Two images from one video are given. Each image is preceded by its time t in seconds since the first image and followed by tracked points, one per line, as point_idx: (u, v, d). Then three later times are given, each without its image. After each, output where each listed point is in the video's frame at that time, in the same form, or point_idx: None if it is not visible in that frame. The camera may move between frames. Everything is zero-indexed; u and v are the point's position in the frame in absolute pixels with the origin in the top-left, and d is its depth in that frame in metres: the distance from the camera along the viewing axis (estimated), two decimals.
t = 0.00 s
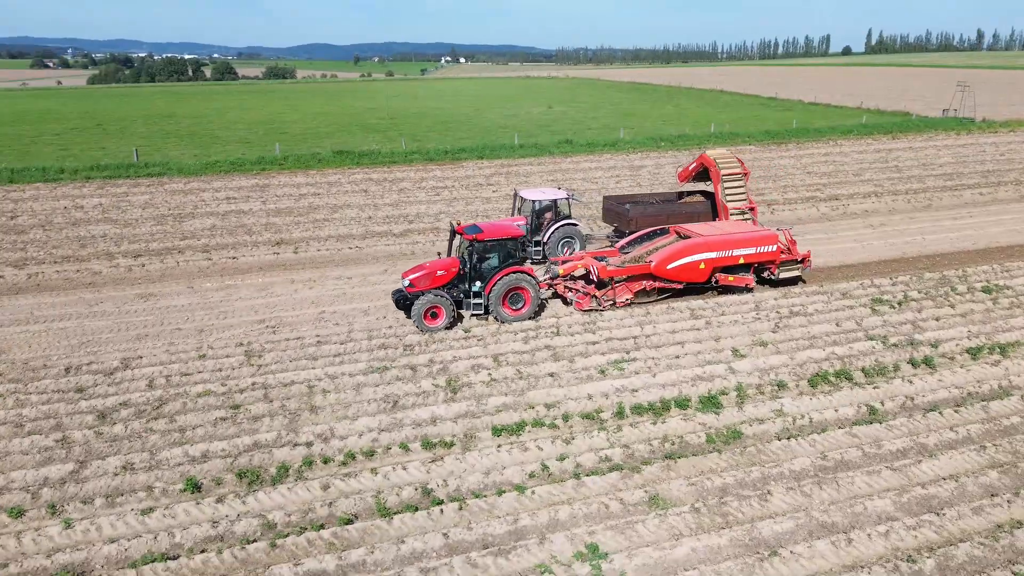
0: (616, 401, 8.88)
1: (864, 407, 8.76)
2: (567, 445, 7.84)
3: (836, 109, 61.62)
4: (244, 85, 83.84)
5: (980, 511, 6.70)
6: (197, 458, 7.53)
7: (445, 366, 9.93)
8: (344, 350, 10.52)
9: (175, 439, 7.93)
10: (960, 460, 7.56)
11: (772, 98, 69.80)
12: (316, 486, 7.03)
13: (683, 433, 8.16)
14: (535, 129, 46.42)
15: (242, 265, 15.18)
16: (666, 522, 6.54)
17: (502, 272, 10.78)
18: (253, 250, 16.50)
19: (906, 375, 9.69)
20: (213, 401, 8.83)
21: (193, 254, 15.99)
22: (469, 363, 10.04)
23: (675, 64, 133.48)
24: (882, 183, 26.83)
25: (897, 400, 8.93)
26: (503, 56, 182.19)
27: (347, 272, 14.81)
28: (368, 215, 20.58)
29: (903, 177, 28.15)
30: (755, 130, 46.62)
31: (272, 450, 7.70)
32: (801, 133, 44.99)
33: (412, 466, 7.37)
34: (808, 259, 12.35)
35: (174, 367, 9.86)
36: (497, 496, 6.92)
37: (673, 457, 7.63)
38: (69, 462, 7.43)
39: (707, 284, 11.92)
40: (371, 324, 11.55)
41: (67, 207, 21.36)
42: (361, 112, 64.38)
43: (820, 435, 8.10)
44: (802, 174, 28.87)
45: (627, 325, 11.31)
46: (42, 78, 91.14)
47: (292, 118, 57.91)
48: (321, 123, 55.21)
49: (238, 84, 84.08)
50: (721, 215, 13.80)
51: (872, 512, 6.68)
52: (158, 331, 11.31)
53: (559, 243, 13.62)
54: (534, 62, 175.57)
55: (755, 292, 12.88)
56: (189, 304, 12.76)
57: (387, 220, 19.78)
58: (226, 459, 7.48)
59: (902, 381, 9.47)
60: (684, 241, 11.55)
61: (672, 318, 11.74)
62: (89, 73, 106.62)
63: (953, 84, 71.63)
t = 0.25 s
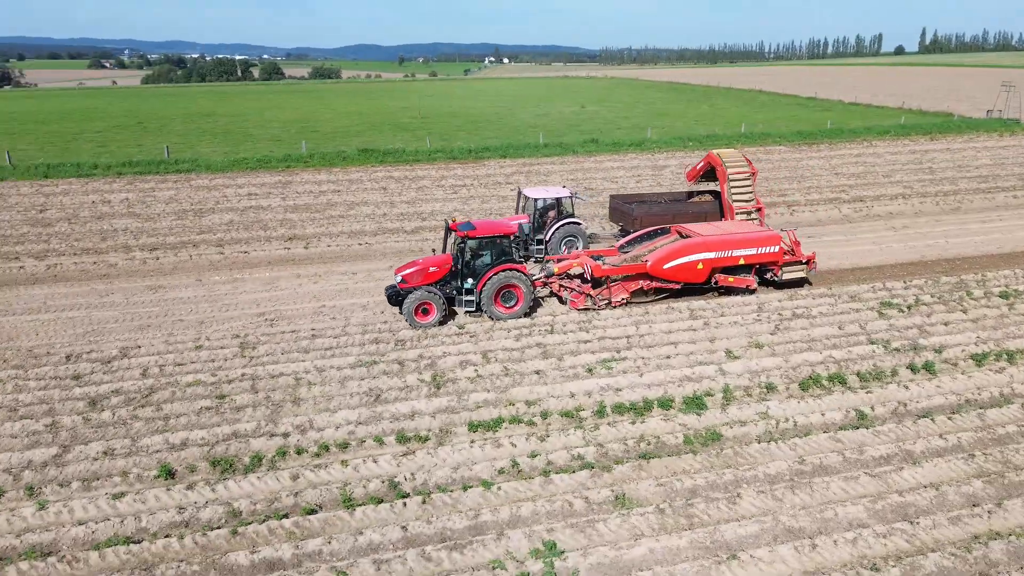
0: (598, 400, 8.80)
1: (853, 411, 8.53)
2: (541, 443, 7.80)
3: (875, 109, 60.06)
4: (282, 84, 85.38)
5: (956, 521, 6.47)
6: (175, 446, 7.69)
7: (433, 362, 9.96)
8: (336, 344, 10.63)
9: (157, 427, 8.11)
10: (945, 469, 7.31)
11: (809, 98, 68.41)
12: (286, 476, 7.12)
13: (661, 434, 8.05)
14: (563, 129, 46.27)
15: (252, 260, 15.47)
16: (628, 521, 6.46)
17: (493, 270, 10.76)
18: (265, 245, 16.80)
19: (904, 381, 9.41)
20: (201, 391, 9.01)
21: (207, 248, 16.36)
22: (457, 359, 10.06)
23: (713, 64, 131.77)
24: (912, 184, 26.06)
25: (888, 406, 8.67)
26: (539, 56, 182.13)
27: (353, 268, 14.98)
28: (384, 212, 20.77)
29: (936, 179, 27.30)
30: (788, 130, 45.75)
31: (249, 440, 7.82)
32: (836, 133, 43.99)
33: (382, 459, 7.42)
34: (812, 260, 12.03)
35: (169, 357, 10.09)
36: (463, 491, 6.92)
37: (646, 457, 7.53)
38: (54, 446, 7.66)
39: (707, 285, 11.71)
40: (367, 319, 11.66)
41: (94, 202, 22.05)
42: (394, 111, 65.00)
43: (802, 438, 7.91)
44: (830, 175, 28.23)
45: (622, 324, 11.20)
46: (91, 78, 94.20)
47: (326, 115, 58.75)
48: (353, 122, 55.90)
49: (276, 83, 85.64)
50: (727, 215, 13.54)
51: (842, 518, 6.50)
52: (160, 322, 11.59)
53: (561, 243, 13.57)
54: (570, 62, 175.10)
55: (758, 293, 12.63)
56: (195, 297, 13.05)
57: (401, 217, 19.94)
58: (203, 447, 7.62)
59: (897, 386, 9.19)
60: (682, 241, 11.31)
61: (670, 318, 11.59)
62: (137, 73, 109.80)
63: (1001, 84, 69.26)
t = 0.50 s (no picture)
0: (579, 399, 8.74)
1: (840, 416, 8.31)
2: (515, 439, 7.77)
3: (916, 109, 58.39)
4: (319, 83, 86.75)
5: (930, 530, 6.26)
6: (157, 434, 7.87)
7: (422, 357, 10.01)
8: (330, 338, 10.76)
9: (143, 414, 8.32)
10: (927, 476, 7.08)
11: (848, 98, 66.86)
12: (258, 465, 7.23)
13: (638, 433, 7.95)
14: (591, 128, 46.03)
15: (262, 254, 15.76)
16: (589, 520, 6.40)
17: (486, 268, 10.75)
18: (278, 240, 17.10)
19: (899, 386, 9.13)
20: (191, 381, 9.20)
21: (221, 243, 16.72)
22: (446, 354, 10.09)
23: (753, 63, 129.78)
24: (943, 186, 25.28)
25: (878, 411, 8.43)
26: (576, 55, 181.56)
27: (360, 263, 15.14)
28: (400, 209, 20.96)
29: (970, 181, 26.42)
30: (823, 130, 44.79)
31: (228, 429, 7.96)
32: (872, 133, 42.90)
33: (354, 452, 7.48)
34: (816, 263, 11.75)
35: (167, 347, 10.33)
36: (428, 485, 6.94)
37: (619, 457, 7.46)
38: (43, 431, 7.91)
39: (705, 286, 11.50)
40: (364, 314, 11.77)
41: (122, 198, 22.73)
42: (425, 110, 65.47)
43: (782, 442, 7.75)
44: (859, 176, 27.53)
45: (616, 323, 11.10)
46: (138, 78, 96.99)
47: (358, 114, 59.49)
48: (384, 120, 56.48)
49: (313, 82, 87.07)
50: (733, 215, 13.27)
51: (809, 524, 6.34)
52: (164, 313, 11.88)
53: (564, 241, 13.49)
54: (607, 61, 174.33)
55: (762, 295, 12.39)
56: (202, 289, 13.35)
57: (415, 214, 20.09)
58: (183, 436, 7.78)
59: (891, 391, 8.93)
60: (680, 241, 11.12)
61: (667, 318, 11.45)
62: (181, 73, 112.62)
63: None
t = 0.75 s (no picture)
0: (561, 397, 8.68)
1: (825, 420, 8.10)
2: (489, 435, 7.76)
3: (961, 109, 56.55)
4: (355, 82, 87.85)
5: (900, 539, 6.06)
6: (140, 421, 8.05)
7: (410, 352, 10.07)
8: (324, 331, 10.88)
9: (132, 402, 8.53)
10: (906, 484, 6.86)
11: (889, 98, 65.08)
12: (232, 454, 7.36)
13: (614, 433, 7.87)
14: (620, 128, 45.69)
15: (274, 249, 16.04)
16: (549, 517, 6.36)
17: (479, 265, 10.71)
18: (292, 235, 17.38)
19: (893, 391, 8.86)
20: (182, 371, 9.40)
21: (236, 237, 17.07)
22: (435, 350, 10.12)
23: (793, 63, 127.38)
24: (977, 189, 24.43)
25: (866, 416, 8.20)
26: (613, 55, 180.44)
27: (367, 259, 15.29)
28: (416, 207, 21.12)
29: (1006, 184, 25.47)
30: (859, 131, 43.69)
31: (210, 418, 8.11)
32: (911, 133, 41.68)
33: (327, 444, 7.56)
34: (819, 264, 11.46)
35: (166, 338, 10.59)
36: (395, 478, 6.97)
37: (590, 455, 7.39)
38: (33, 416, 8.16)
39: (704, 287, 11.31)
40: (362, 309, 11.88)
41: (150, 193, 23.39)
42: (457, 108, 65.76)
43: (761, 445, 7.59)
44: (889, 177, 26.79)
45: (610, 322, 10.99)
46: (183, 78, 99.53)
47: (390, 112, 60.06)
48: (416, 120, 56.92)
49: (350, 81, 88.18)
50: (738, 215, 12.99)
51: (775, 528, 6.21)
52: (169, 305, 12.18)
53: (566, 240, 13.40)
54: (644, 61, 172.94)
55: (764, 296, 12.15)
56: (209, 282, 13.64)
57: (430, 212, 20.21)
58: (165, 424, 7.95)
59: (884, 396, 8.67)
60: (676, 240, 10.92)
61: (663, 318, 11.31)
62: (225, 72, 115.41)
63: None
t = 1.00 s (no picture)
0: (542, 395, 8.64)
1: (808, 424, 7.90)
2: (463, 431, 7.76)
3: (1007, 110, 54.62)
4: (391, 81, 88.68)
5: (865, 547, 5.88)
6: (127, 409, 8.26)
7: (400, 348, 10.12)
8: (320, 326, 11.02)
9: (122, 391, 8.75)
10: (882, 492, 6.65)
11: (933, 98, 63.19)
12: (209, 443, 7.49)
13: (590, 432, 7.80)
14: (649, 128, 45.27)
15: (286, 245, 16.32)
16: (508, 514, 6.32)
17: (471, 262, 10.71)
18: (305, 231, 17.66)
19: (885, 396, 8.60)
20: (176, 361, 9.61)
21: (251, 234, 17.41)
22: (425, 346, 10.16)
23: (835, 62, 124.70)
24: (1013, 191, 23.55)
25: (852, 421, 7.97)
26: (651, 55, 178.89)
27: (375, 255, 15.44)
28: (432, 205, 21.26)
29: None
30: (896, 131, 42.54)
31: (194, 408, 8.27)
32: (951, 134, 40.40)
33: (302, 435, 7.64)
34: (823, 266, 11.16)
35: (165, 329, 10.84)
36: (362, 470, 7.01)
37: (561, 453, 7.33)
38: (27, 402, 8.43)
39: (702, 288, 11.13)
40: (361, 305, 12.00)
41: (176, 189, 24.01)
42: (489, 107, 65.90)
43: (738, 447, 7.44)
44: (921, 178, 26.01)
45: (603, 321, 10.90)
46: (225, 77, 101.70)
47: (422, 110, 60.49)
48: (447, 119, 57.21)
49: (385, 80, 89.03)
50: (743, 215, 12.71)
51: (736, 532, 6.08)
52: (175, 297, 12.48)
53: (567, 240, 13.34)
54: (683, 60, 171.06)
55: (766, 298, 11.90)
56: (218, 276, 13.94)
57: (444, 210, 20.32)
58: (150, 413, 8.14)
59: (874, 402, 8.41)
60: (670, 240, 10.77)
61: (659, 319, 11.16)
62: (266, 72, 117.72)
63: None
